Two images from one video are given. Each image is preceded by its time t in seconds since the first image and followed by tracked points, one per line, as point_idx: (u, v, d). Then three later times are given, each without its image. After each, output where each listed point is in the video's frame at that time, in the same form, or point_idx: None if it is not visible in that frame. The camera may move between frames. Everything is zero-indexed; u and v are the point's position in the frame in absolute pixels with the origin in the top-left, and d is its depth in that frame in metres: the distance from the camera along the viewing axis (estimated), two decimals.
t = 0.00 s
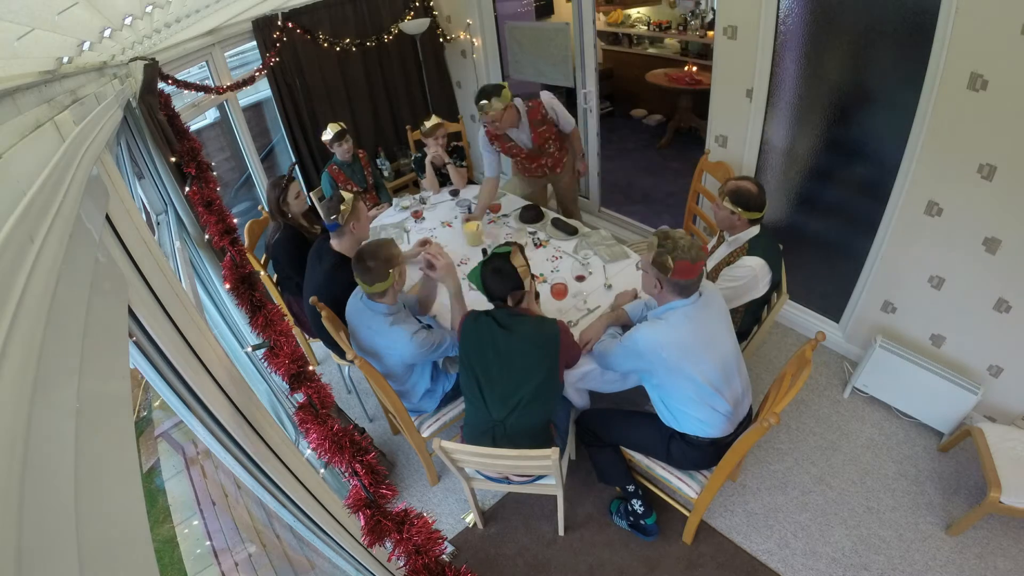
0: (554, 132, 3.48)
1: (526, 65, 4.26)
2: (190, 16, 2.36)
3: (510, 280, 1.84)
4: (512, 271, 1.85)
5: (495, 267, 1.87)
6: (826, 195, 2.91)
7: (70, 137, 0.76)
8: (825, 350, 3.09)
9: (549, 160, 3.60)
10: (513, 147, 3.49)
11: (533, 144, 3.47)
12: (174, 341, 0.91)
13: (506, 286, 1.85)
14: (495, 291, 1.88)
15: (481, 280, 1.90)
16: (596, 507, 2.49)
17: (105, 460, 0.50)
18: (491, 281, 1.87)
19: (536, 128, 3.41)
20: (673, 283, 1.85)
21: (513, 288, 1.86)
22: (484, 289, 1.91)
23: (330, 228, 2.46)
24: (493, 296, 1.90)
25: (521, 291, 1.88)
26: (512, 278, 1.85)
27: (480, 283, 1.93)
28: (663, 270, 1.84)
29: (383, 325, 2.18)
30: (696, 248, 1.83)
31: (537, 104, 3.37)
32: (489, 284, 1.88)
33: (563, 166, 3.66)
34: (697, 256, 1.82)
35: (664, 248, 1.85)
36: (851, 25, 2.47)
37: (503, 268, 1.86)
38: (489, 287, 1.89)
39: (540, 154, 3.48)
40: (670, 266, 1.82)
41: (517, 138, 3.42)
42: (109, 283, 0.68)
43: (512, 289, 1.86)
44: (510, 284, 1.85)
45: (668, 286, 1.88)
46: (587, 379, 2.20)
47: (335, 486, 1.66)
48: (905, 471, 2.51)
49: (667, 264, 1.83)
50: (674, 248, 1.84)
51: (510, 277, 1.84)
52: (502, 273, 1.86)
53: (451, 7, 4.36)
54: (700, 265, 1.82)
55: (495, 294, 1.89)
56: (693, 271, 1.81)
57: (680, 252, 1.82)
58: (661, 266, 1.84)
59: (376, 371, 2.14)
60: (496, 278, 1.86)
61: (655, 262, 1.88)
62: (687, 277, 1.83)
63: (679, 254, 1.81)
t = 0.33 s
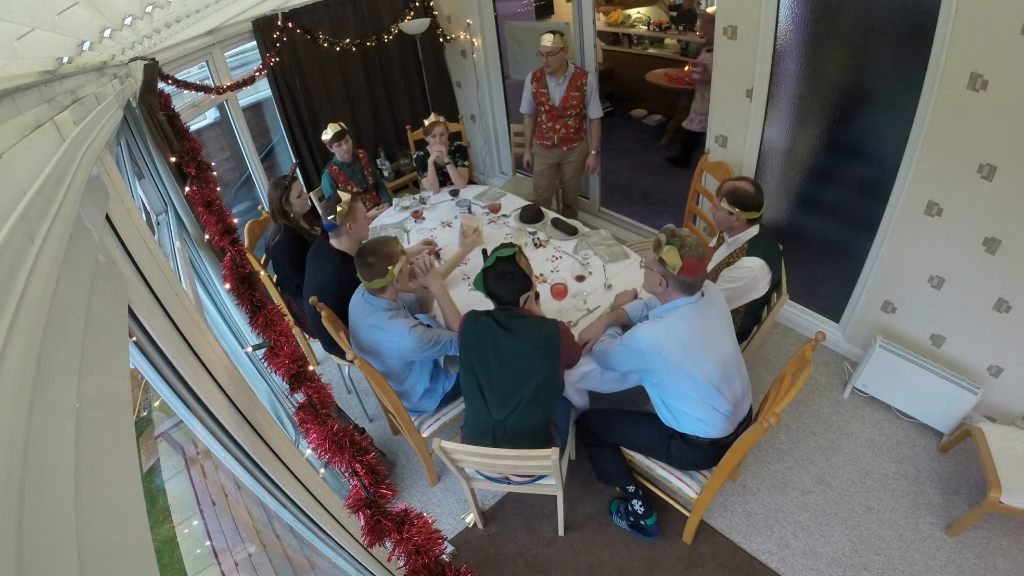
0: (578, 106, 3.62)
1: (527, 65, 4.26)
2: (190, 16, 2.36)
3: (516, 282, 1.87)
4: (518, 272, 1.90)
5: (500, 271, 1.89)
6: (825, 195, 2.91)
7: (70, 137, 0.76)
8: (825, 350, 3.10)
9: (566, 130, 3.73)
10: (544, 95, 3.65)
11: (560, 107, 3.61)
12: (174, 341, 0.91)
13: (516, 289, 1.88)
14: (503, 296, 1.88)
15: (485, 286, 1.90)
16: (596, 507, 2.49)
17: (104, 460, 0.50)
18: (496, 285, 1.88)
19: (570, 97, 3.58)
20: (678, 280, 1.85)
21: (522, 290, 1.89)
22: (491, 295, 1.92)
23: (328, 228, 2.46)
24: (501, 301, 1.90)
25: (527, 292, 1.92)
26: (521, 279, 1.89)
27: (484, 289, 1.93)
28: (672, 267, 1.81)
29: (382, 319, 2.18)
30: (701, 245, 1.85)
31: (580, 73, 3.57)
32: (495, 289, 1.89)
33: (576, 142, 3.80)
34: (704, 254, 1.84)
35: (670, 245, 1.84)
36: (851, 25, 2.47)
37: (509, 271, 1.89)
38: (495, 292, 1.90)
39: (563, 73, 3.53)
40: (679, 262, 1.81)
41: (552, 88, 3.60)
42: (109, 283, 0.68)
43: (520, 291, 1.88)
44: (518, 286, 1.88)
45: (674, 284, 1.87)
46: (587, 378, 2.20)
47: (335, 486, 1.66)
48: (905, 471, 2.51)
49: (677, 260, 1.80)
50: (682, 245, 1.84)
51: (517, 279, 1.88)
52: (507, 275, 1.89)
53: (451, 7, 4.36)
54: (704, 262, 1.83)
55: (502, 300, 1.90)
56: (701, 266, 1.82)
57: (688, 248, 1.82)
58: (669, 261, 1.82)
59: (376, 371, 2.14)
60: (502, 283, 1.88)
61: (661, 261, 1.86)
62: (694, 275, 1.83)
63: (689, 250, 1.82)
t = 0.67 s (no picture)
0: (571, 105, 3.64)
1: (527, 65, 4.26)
2: (190, 16, 2.36)
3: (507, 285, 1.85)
4: (509, 274, 1.87)
5: (490, 275, 1.87)
6: (825, 195, 2.91)
7: (70, 137, 0.76)
8: (825, 350, 3.10)
9: (560, 127, 3.74)
10: (538, 92, 3.66)
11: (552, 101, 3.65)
12: (174, 340, 0.91)
13: (509, 292, 1.86)
14: (500, 300, 1.88)
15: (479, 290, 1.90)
16: (596, 507, 2.49)
17: (104, 459, 0.50)
18: (490, 289, 1.88)
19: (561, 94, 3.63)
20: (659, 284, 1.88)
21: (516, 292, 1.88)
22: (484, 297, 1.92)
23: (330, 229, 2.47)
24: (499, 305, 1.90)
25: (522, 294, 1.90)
26: (512, 281, 1.86)
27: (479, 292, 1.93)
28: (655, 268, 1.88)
29: (382, 319, 2.18)
30: (681, 249, 1.83)
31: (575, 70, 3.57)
32: (488, 293, 1.89)
33: (569, 140, 3.80)
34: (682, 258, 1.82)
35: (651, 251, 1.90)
36: (851, 25, 2.47)
37: (500, 274, 1.87)
38: (489, 295, 1.89)
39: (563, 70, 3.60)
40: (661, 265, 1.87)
41: (546, 86, 3.61)
42: (109, 284, 0.68)
43: (513, 293, 1.87)
44: (511, 289, 1.86)
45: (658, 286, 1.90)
46: (587, 378, 2.20)
47: (335, 486, 1.66)
48: (905, 471, 2.51)
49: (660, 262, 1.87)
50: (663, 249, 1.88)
51: (508, 282, 1.85)
52: (498, 279, 1.87)
53: (451, 7, 4.36)
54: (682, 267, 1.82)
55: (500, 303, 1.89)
56: (676, 272, 1.82)
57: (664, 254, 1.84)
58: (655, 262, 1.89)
59: (376, 371, 2.14)
60: (496, 287, 1.86)
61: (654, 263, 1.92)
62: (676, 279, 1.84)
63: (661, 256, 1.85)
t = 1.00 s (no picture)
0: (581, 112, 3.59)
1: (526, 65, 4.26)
2: (190, 16, 2.36)
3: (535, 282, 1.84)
4: (538, 272, 1.86)
5: (520, 267, 1.85)
6: (825, 195, 2.91)
7: (70, 137, 0.76)
8: (824, 350, 3.10)
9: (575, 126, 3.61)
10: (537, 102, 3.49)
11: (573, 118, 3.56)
12: (173, 339, 0.90)
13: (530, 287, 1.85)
14: (513, 290, 1.86)
15: (500, 275, 1.87)
16: (596, 507, 2.49)
17: (105, 459, 0.50)
18: (513, 279, 1.85)
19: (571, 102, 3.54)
20: (752, 321, 1.75)
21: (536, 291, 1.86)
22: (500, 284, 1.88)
23: (336, 225, 2.47)
24: (509, 293, 1.87)
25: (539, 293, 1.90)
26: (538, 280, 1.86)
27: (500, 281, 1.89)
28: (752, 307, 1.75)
29: (382, 319, 2.19)
30: (789, 295, 1.68)
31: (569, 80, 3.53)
32: (510, 282, 1.86)
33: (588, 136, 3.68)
34: (783, 304, 1.68)
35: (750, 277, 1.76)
36: (851, 26, 2.47)
37: (529, 269, 1.85)
38: (508, 286, 1.87)
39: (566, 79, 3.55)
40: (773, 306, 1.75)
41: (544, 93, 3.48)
42: (109, 283, 0.68)
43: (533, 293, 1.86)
44: (534, 287, 1.85)
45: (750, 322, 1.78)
46: (586, 377, 2.20)
47: (335, 485, 1.66)
48: (905, 471, 2.51)
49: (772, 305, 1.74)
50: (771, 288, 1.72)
51: (536, 279, 1.85)
52: (526, 272, 1.85)
53: (451, 7, 4.36)
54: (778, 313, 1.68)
55: (512, 293, 1.87)
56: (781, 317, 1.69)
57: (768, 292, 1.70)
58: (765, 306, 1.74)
59: (376, 371, 2.14)
60: (519, 280, 1.84)
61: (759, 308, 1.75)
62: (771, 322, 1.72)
63: (766, 293, 1.70)
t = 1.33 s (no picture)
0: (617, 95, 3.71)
1: (526, 65, 4.27)
2: (190, 16, 2.36)
3: (520, 280, 1.88)
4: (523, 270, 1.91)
5: (504, 269, 1.91)
6: (825, 195, 2.91)
7: (70, 137, 0.76)
8: (824, 350, 3.10)
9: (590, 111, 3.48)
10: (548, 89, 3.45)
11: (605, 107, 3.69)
12: (173, 339, 0.90)
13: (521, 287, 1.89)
14: (507, 295, 1.90)
15: (489, 283, 1.92)
16: (596, 507, 2.49)
17: (106, 460, 0.50)
18: (500, 283, 1.90)
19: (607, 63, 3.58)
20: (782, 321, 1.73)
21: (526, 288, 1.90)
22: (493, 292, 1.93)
23: (335, 229, 2.47)
24: (504, 299, 1.92)
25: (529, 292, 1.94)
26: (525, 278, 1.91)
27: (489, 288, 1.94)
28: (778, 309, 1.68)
29: (382, 319, 2.19)
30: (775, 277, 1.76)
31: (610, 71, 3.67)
32: (499, 287, 1.90)
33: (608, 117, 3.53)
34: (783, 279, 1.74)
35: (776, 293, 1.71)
36: (851, 26, 2.47)
37: (514, 269, 1.91)
38: (500, 291, 1.91)
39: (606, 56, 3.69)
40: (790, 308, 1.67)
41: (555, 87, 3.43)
42: (110, 283, 0.68)
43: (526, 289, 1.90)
44: (524, 284, 1.90)
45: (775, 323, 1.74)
46: (586, 377, 2.20)
47: (335, 485, 1.66)
48: (905, 471, 2.51)
49: (788, 304, 1.66)
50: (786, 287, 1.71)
51: (522, 277, 1.89)
52: (511, 274, 1.91)
53: (451, 7, 4.36)
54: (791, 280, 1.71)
55: (506, 298, 1.91)
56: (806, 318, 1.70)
57: (802, 295, 1.67)
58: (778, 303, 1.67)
59: (376, 371, 2.13)
60: (506, 281, 1.89)
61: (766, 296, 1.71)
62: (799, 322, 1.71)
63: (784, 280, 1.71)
